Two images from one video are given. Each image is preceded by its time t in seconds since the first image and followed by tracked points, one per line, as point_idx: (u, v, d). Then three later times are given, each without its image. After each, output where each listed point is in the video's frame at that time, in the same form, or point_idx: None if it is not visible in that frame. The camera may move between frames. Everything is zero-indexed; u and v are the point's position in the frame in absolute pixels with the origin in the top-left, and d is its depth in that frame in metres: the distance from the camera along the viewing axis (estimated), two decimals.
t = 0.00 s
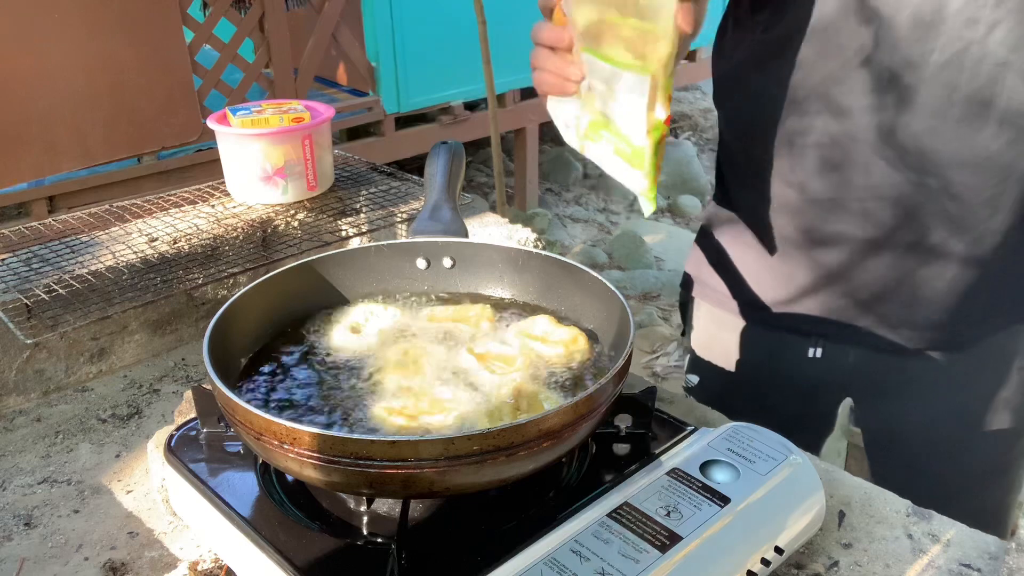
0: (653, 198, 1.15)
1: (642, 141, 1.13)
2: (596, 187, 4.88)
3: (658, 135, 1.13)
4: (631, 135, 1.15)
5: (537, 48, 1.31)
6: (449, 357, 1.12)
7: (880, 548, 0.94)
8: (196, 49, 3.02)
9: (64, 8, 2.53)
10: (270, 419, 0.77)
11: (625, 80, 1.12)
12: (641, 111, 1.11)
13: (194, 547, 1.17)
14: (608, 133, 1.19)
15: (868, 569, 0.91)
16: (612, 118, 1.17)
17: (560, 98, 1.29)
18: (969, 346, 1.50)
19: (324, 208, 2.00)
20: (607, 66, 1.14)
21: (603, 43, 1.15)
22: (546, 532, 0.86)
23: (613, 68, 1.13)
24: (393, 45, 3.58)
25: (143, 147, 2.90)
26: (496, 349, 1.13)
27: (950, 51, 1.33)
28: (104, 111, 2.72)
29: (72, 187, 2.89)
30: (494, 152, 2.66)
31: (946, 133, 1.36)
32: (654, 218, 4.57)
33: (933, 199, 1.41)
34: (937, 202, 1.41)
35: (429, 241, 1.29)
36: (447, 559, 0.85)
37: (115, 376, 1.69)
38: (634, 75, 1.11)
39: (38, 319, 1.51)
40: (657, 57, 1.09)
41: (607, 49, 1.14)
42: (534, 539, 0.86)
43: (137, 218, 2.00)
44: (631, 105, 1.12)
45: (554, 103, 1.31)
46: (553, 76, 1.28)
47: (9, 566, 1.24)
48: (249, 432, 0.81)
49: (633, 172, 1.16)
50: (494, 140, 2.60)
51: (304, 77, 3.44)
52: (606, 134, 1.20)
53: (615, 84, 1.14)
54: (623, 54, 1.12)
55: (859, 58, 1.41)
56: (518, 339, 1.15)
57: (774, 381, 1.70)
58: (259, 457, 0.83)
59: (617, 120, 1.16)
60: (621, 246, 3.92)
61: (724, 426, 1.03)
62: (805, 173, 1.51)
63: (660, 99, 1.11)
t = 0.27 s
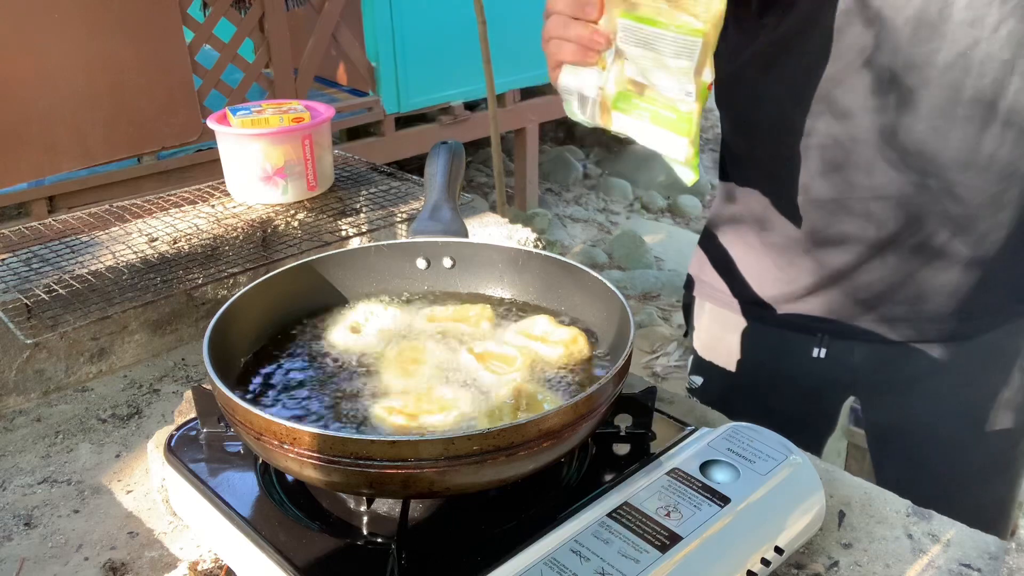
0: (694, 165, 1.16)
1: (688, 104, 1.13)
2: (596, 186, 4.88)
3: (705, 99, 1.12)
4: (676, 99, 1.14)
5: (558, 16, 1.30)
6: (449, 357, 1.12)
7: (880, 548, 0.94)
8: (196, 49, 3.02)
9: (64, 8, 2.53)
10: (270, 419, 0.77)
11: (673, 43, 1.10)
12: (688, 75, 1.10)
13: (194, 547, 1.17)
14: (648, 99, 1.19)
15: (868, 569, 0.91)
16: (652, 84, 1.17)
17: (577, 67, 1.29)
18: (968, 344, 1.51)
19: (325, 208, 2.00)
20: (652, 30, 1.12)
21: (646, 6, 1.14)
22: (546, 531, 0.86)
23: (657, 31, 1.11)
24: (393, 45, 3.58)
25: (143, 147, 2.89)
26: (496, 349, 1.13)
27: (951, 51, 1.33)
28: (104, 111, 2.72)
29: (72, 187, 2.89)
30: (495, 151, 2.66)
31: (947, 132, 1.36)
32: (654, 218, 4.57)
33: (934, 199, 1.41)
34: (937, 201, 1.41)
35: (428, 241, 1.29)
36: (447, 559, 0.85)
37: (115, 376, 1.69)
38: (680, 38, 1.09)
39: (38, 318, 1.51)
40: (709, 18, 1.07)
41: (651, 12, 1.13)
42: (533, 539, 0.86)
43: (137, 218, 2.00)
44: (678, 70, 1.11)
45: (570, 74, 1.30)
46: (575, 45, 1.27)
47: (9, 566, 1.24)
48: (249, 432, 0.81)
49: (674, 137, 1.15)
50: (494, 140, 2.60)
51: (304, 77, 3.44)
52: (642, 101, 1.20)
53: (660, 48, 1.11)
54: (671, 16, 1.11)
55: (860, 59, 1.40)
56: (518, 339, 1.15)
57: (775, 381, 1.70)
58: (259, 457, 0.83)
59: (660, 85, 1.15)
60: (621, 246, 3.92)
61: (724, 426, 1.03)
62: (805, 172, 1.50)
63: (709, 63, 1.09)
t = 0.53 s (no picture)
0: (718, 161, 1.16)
1: (713, 103, 1.12)
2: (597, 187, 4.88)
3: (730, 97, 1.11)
4: (700, 98, 1.13)
5: (575, 11, 1.30)
6: (449, 357, 1.12)
7: (880, 548, 0.94)
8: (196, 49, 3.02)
9: (64, 8, 2.53)
10: (270, 419, 0.77)
11: (696, 42, 1.09)
12: (713, 74, 1.09)
13: (194, 547, 1.17)
14: (670, 96, 1.18)
15: (868, 569, 0.91)
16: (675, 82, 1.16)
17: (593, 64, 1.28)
18: (968, 344, 1.51)
19: (325, 208, 2.00)
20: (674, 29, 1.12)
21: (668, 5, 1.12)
22: (546, 531, 0.86)
23: (679, 31, 1.11)
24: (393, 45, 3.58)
25: (143, 147, 2.89)
26: (496, 349, 1.13)
27: (951, 52, 1.33)
28: (104, 111, 2.72)
29: (72, 187, 2.89)
30: (495, 151, 2.66)
31: (948, 133, 1.36)
32: (654, 218, 4.57)
33: (933, 199, 1.41)
34: (937, 202, 1.41)
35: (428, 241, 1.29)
36: (447, 559, 0.85)
37: (115, 376, 1.69)
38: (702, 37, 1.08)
39: (38, 318, 1.50)
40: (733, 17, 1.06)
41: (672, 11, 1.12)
42: (533, 539, 0.86)
43: (137, 218, 2.00)
44: (702, 69, 1.10)
45: (587, 70, 1.30)
46: (593, 40, 1.27)
47: (9, 566, 1.24)
48: (249, 432, 0.81)
49: (698, 135, 1.15)
50: (494, 140, 2.60)
51: (304, 77, 3.44)
52: (663, 98, 1.19)
53: (682, 47, 1.11)
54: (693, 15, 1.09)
55: (861, 59, 1.40)
56: (518, 339, 1.15)
57: (775, 381, 1.70)
58: (259, 457, 0.83)
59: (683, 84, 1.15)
60: (621, 246, 3.92)
61: (724, 426, 1.03)
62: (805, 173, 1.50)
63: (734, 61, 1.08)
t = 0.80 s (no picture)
0: (715, 154, 1.15)
1: (703, 94, 1.11)
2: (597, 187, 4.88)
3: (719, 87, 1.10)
4: (690, 90, 1.13)
5: (562, 19, 1.32)
6: (449, 357, 1.12)
7: (880, 548, 0.94)
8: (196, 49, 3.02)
9: (64, 8, 2.53)
10: (270, 419, 0.77)
11: (678, 34, 1.10)
12: (698, 64, 1.09)
13: (194, 547, 1.17)
14: (661, 93, 1.18)
15: (868, 569, 0.91)
16: (664, 77, 1.16)
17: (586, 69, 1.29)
18: (968, 344, 1.51)
19: (325, 208, 2.00)
20: (656, 24, 1.13)
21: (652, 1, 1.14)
22: (546, 531, 0.86)
23: (661, 25, 1.12)
24: (393, 45, 3.58)
25: (143, 147, 2.89)
26: (496, 349, 1.13)
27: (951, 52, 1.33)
28: (104, 111, 2.72)
29: (72, 187, 2.89)
30: (495, 151, 2.66)
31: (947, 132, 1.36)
32: (654, 218, 4.57)
33: (934, 199, 1.41)
34: (937, 201, 1.41)
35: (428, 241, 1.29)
36: (447, 559, 0.85)
37: (115, 376, 1.69)
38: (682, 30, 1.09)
39: (38, 318, 1.50)
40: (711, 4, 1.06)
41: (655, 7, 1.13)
42: (534, 539, 0.86)
43: (137, 218, 2.00)
44: (688, 59, 1.10)
45: (581, 75, 1.31)
46: (580, 45, 1.28)
47: (9, 566, 1.24)
48: (249, 432, 0.81)
49: (692, 128, 1.15)
50: (494, 140, 2.60)
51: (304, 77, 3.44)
52: (655, 95, 1.19)
53: (666, 40, 1.12)
54: (672, 9, 1.11)
55: (861, 59, 1.40)
56: (518, 339, 1.15)
57: (775, 381, 1.70)
58: (259, 457, 0.83)
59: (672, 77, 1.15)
60: (621, 246, 3.92)
61: (724, 426, 1.03)
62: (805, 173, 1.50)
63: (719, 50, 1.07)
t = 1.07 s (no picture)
0: (703, 156, 1.17)
1: (694, 97, 1.13)
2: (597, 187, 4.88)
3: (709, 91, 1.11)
4: (681, 93, 1.14)
5: (553, 17, 1.31)
6: (449, 357, 1.12)
7: (880, 548, 0.94)
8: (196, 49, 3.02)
9: (64, 8, 2.53)
10: (270, 419, 0.77)
11: (671, 37, 1.10)
12: (689, 68, 1.10)
13: (194, 547, 1.17)
14: (651, 95, 1.19)
15: (868, 569, 0.91)
16: (654, 79, 1.17)
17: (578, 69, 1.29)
18: (968, 343, 1.51)
19: (325, 208, 2.00)
20: (649, 27, 1.13)
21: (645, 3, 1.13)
22: (546, 531, 0.86)
23: (654, 27, 1.12)
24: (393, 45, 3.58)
25: (143, 146, 2.89)
26: (496, 349, 1.13)
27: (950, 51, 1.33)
28: (104, 111, 2.72)
29: (72, 187, 2.89)
30: (495, 151, 2.65)
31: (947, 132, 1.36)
32: (654, 218, 4.57)
33: (934, 199, 1.41)
34: (937, 201, 1.41)
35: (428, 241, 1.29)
36: (447, 559, 0.85)
37: (115, 376, 1.69)
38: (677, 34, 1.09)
39: (38, 318, 1.50)
40: (707, 9, 1.06)
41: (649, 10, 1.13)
42: (534, 539, 0.86)
43: (137, 218, 2.00)
44: (680, 63, 1.11)
45: (571, 75, 1.31)
46: (573, 45, 1.27)
47: (9, 566, 1.24)
48: (249, 432, 0.81)
49: (680, 131, 1.16)
50: (494, 140, 2.60)
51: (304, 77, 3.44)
52: (645, 97, 1.20)
53: (658, 43, 1.12)
54: (667, 11, 1.11)
55: (860, 58, 1.40)
56: (518, 339, 1.15)
57: (774, 381, 1.70)
58: (259, 457, 0.83)
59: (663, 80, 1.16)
60: (621, 246, 3.92)
61: (724, 426, 1.03)
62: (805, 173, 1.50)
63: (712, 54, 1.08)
